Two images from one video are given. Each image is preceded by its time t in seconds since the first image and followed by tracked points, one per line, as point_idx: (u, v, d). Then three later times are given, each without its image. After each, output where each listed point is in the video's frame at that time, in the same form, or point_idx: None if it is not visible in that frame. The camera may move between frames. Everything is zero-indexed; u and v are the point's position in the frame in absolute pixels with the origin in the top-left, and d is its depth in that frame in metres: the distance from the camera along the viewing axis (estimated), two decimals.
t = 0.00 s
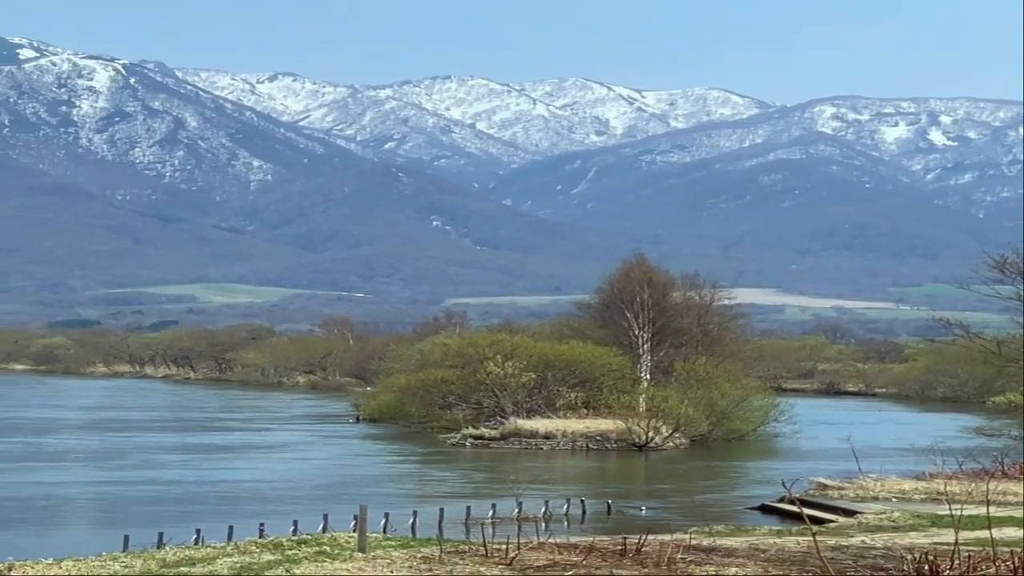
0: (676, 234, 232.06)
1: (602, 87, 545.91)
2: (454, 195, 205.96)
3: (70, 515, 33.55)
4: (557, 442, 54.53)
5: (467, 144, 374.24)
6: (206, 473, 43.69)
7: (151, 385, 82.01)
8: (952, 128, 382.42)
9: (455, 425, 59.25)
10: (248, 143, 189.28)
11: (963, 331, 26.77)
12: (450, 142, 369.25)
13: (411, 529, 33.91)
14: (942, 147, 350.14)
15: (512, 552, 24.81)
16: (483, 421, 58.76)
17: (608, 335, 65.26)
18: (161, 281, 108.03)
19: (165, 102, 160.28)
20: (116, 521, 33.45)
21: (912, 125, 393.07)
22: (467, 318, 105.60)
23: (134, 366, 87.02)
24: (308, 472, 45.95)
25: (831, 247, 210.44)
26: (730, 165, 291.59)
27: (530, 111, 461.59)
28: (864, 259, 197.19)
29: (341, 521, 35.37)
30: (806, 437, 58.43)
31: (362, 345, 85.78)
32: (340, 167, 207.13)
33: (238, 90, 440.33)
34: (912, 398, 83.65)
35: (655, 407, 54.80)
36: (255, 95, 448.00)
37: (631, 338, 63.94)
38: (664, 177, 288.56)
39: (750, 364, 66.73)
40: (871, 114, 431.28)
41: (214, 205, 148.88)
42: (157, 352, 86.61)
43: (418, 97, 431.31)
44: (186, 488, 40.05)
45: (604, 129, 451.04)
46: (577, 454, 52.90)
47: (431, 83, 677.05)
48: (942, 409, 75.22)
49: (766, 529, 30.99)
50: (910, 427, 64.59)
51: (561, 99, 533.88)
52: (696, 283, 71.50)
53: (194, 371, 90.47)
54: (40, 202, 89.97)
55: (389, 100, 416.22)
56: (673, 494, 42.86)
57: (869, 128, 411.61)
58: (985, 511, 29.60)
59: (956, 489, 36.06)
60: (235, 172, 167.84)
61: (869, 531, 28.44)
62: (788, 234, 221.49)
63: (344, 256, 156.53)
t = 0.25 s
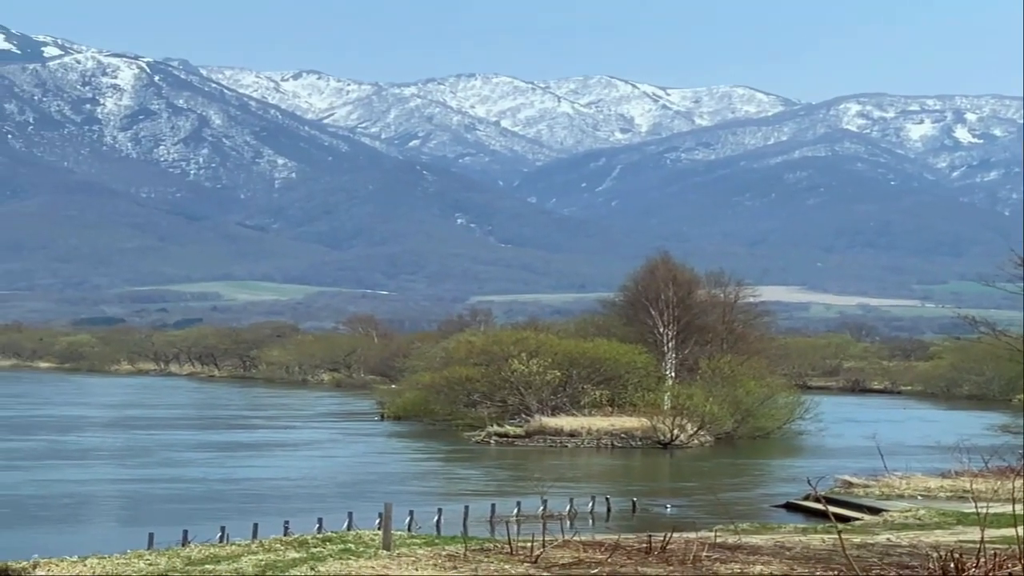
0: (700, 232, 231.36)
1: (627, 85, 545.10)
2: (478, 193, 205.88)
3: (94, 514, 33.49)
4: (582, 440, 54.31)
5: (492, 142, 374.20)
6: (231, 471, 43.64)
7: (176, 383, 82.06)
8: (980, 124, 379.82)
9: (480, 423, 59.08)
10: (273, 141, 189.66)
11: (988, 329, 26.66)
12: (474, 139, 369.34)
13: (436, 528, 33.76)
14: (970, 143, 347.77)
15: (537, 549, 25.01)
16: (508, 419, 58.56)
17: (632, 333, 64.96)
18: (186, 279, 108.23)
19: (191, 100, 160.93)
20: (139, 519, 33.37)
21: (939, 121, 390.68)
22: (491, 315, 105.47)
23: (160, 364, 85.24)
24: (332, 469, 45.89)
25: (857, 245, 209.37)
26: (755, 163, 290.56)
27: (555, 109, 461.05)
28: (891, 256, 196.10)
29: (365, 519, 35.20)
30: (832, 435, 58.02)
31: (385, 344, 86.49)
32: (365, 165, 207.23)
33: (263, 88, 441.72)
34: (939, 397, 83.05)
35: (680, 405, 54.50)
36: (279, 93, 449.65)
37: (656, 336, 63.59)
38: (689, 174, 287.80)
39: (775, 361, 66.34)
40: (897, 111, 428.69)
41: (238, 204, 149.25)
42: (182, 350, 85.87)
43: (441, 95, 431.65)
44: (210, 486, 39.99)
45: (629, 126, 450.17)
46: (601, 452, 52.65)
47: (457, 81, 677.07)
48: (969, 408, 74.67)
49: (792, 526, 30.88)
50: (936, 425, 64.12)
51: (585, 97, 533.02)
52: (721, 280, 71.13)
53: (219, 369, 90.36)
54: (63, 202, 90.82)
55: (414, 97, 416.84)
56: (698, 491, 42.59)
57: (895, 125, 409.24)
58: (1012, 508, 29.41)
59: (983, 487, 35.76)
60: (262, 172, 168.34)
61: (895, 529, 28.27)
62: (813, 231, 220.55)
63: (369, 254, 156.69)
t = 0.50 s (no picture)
0: (729, 229, 230.61)
1: (655, 81, 543.37)
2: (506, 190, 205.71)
3: (124, 511, 33.44)
4: (610, 438, 53.97)
5: (520, 139, 374.20)
6: (259, 468, 43.57)
7: (205, 380, 82.15)
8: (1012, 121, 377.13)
9: (508, 421, 58.86)
10: (301, 139, 190.05)
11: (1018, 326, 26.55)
12: (502, 136, 369.62)
13: (466, 525, 33.59)
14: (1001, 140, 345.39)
15: (566, 546, 25.09)
16: (537, 416, 58.31)
17: (661, 330, 64.61)
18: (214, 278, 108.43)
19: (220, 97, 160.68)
20: (170, 517, 33.27)
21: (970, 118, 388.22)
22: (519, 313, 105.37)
23: (189, 362, 87.34)
24: (360, 467, 45.78)
25: (887, 242, 208.21)
26: (784, 160, 289.51)
27: (583, 106, 460.83)
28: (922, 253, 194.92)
29: (395, 516, 35.01)
30: (861, 433, 57.54)
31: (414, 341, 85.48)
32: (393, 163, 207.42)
33: (291, 85, 443.65)
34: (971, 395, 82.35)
35: (708, 403, 54.13)
36: (308, 90, 451.17)
37: (684, 333, 63.21)
38: (718, 171, 287.02)
39: (805, 359, 65.89)
40: (928, 108, 426.29)
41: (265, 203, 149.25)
42: (210, 349, 87.18)
43: (469, 92, 432.19)
44: (237, 484, 39.81)
45: (657, 123, 448.57)
46: (630, 449, 52.35)
47: (485, 78, 677.11)
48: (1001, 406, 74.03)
49: (819, 524, 30.75)
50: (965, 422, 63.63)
51: (614, 94, 532.50)
52: (750, 278, 70.73)
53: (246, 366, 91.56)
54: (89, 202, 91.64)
55: (442, 94, 417.51)
56: (727, 489, 42.30)
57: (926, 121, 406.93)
58: None
59: (1014, 484, 35.47)
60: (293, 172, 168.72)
61: (923, 527, 28.08)
62: (843, 228, 219.52)
63: (397, 251, 156.77)
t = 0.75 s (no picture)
0: (754, 227, 229.91)
1: (679, 79, 542.00)
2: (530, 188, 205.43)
3: (149, 509, 33.39)
4: (635, 436, 53.69)
5: (544, 137, 374.05)
6: (284, 467, 43.52)
7: (230, 379, 82.28)
8: None
9: (533, 419, 58.69)
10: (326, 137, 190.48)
11: None
12: (527, 134, 369.73)
13: (491, 523, 33.39)
14: None
15: (591, 545, 24.93)
16: (561, 414, 58.27)
17: (686, 329, 64.28)
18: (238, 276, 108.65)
19: (242, 95, 158.58)
20: (196, 515, 33.19)
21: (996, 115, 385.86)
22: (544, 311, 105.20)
23: (214, 360, 87.55)
24: (386, 465, 45.69)
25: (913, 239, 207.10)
26: (809, 158, 288.39)
27: (607, 104, 460.48)
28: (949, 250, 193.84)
29: (420, 515, 34.87)
30: (887, 430, 57.12)
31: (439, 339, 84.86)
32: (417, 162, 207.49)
33: (315, 83, 445.18)
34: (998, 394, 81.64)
35: (734, 401, 53.83)
36: (332, 88, 452.40)
37: (709, 332, 62.85)
38: (743, 169, 286.17)
39: (830, 357, 65.47)
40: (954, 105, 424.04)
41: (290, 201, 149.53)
42: (236, 346, 87.34)
43: (494, 90, 432.53)
44: (261, 482, 39.77)
45: (681, 121, 447.46)
46: (654, 448, 52.10)
47: (510, 76, 677.04)
48: None
49: (845, 522, 30.48)
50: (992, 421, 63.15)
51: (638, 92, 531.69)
52: (775, 276, 70.33)
53: (271, 364, 92.06)
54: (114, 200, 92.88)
55: (466, 92, 418.00)
56: (752, 487, 42.03)
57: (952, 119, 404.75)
58: None
59: None
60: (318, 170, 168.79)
61: (950, 525, 27.87)
62: (868, 225, 218.50)
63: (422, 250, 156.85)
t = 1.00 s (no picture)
0: (785, 224, 228.91)
1: (708, 77, 540.09)
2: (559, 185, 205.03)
3: (175, 507, 33.34)
4: (664, 434, 53.48)
5: (573, 135, 373.95)
6: (313, 465, 43.41)
7: (259, 377, 82.39)
8: None
9: (562, 417, 58.42)
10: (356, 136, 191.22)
11: None
12: (556, 132, 369.81)
13: (519, 521, 33.06)
14: None
15: (617, 543, 24.73)
16: (590, 412, 57.83)
17: (715, 327, 63.85)
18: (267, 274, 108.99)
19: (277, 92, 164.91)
20: (223, 513, 33.08)
21: None
22: (573, 309, 104.88)
23: (241, 358, 89.52)
24: (415, 463, 45.56)
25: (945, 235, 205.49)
26: (839, 156, 287.17)
27: (637, 101, 460.01)
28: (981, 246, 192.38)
29: (448, 512, 34.71)
30: (918, 428, 56.50)
31: (468, 336, 84.42)
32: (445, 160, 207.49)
33: (345, 81, 447.20)
34: None
35: (763, 399, 53.44)
36: (361, 86, 454.07)
37: (739, 330, 62.38)
38: (773, 167, 285.21)
39: (860, 355, 64.84)
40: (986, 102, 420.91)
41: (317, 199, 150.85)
42: (263, 344, 89.33)
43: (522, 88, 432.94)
44: (287, 480, 39.64)
45: (711, 119, 445.88)
46: (683, 445, 51.77)
47: (539, 74, 676.42)
48: None
49: (876, 520, 29.97)
50: None
51: (666, 90, 531.58)
52: (805, 274, 69.73)
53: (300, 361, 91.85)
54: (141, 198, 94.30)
55: (495, 90, 418.55)
56: (782, 486, 41.63)
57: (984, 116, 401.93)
58: None
59: None
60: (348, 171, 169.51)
61: (982, 524, 27.47)
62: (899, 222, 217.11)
63: (451, 248, 156.76)
